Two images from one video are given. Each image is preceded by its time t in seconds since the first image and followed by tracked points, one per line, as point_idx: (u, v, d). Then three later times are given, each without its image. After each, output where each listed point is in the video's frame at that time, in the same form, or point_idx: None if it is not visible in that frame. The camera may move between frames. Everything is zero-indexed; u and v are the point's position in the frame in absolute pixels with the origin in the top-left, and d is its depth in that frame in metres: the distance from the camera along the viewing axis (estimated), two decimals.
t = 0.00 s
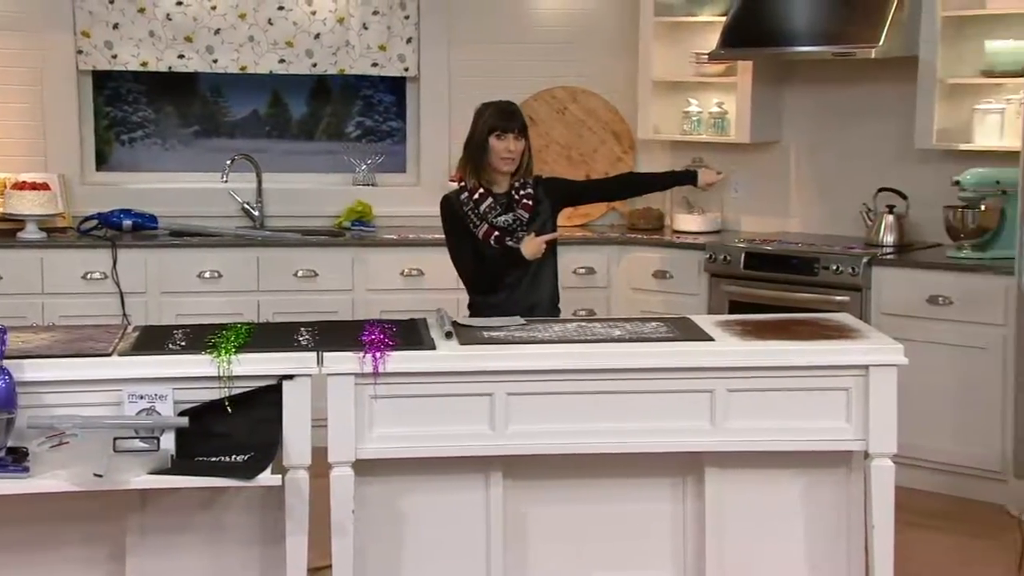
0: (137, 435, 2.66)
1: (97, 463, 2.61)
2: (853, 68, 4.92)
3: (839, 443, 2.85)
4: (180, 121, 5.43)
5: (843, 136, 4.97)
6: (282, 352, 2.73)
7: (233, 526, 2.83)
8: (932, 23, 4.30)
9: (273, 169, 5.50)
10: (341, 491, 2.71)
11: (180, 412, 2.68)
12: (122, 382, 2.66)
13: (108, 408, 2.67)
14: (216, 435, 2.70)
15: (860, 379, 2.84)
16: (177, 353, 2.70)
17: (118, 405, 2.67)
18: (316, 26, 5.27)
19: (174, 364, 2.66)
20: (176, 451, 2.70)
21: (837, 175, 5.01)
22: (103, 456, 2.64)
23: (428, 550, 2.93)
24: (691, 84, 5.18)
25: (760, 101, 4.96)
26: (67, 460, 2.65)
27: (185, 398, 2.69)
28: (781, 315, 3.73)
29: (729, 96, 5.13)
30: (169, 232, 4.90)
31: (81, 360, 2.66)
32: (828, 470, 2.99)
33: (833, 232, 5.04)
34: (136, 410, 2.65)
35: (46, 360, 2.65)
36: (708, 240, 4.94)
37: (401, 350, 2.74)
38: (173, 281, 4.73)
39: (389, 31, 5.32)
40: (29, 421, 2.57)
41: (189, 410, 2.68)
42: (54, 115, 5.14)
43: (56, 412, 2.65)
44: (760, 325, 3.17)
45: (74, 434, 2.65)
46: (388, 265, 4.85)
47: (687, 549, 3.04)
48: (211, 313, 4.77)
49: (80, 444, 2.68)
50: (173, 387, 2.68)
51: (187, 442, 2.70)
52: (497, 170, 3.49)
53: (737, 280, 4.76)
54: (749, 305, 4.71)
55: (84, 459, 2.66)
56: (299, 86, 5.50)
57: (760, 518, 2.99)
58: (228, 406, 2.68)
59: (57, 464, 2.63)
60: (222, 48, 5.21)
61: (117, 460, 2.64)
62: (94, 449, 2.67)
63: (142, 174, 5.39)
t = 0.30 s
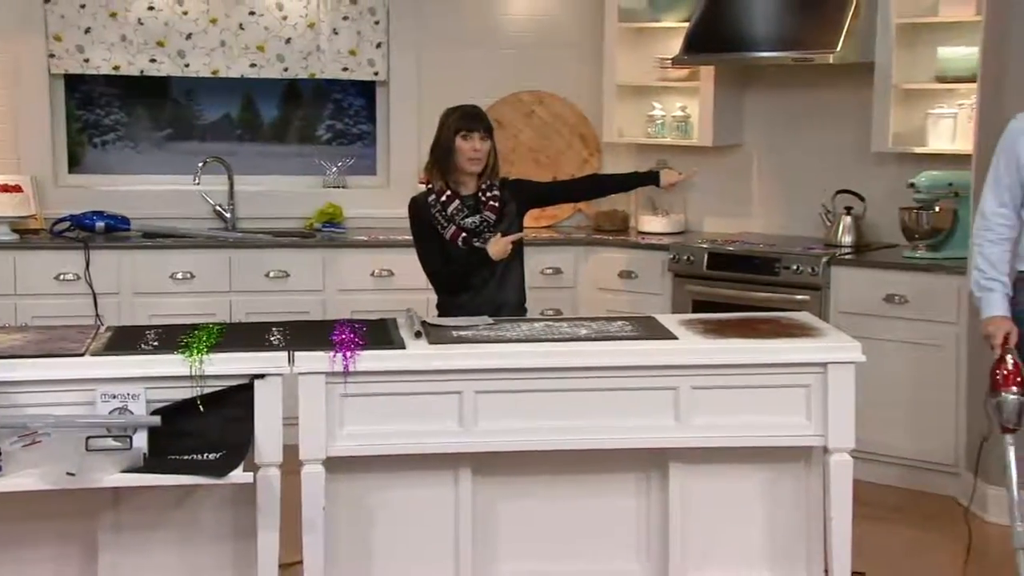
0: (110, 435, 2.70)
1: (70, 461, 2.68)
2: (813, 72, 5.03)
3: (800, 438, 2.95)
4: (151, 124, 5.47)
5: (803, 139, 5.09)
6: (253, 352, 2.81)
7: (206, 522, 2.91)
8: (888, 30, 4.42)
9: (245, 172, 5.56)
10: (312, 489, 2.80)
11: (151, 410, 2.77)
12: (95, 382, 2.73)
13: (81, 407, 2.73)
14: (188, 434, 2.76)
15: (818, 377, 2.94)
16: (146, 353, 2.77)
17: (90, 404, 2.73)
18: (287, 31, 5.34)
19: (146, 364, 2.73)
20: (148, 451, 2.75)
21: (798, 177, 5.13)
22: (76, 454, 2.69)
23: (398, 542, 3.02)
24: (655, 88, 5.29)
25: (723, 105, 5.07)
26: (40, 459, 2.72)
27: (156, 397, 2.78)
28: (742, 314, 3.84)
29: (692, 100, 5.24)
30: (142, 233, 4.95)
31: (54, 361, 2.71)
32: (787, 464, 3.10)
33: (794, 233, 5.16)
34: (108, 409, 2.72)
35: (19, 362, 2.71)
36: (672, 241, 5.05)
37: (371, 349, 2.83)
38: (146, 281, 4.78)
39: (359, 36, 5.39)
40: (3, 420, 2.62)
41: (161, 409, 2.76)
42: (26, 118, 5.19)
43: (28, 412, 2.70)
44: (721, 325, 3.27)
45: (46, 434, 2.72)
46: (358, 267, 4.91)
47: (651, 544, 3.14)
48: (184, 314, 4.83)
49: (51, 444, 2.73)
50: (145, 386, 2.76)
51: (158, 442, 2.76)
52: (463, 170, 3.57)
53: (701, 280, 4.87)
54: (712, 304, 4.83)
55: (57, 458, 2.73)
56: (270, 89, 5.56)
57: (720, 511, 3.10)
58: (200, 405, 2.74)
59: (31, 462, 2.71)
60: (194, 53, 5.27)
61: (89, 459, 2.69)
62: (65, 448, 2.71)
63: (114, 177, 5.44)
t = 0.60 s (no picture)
0: (86, 432, 2.79)
1: (47, 459, 2.79)
2: (772, 78, 5.18)
3: (758, 432, 3.10)
4: (127, 129, 5.56)
5: (763, 144, 5.24)
6: (226, 351, 2.91)
7: (182, 517, 3.02)
8: (843, 37, 4.57)
9: (219, 176, 5.65)
10: (286, 486, 2.91)
11: (128, 408, 2.86)
12: (71, 381, 2.82)
13: (57, 405, 2.82)
14: (164, 432, 2.87)
15: (778, 374, 3.09)
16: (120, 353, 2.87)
17: (66, 402, 2.83)
18: (260, 37, 5.45)
19: (122, 364, 2.84)
20: (124, 448, 2.85)
21: (758, 181, 5.27)
22: (53, 452, 2.78)
23: (369, 534, 3.14)
24: (619, 93, 5.43)
25: (685, 110, 5.21)
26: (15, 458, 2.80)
27: (132, 396, 2.88)
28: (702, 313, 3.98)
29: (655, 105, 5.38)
30: (117, 236, 5.04)
31: (32, 361, 2.81)
32: (742, 459, 3.23)
33: (755, 235, 5.31)
34: (84, 408, 2.82)
35: None
36: (636, 242, 5.19)
37: (341, 348, 2.95)
38: (122, 282, 4.88)
39: (331, 42, 5.51)
40: None
41: (136, 407, 2.86)
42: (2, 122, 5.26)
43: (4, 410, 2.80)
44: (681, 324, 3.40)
45: (22, 433, 2.78)
46: (330, 268, 5.02)
47: (615, 536, 3.28)
48: (160, 314, 4.92)
49: (26, 443, 2.80)
50: (121, 385, 2.85)
51: (133, 440, 2.86)
52: (431, 173, 3.69)
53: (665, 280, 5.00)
54: (674, 304, 4.97)
55: (32, 456, 2.80)
56: (244, 94, 5.65)
57: (679, 503, 3.24)
58: (176, 404, 2.85)
59: (6, 461, 2.80)
60: (168, 58, 5.37)
61: (66, 456, 2.78)
62: (41, 446, 2.80)
63: (90, 180, 5.52)
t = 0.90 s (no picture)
0: (64, 430, 2.87)
1: (25, 457, 2.86)
2: (734, 84, 5.33)
3: (721, 427, 3.24)
4: (104, 133, 5.65)
5: (725, 148, 5.39)
6: (201, 350, 3.03)
7: (160, 512, 3.14)
8: (800, 45, 4.74)
9: (195, 180, 5.75)
10: (261, 481, 3.04)
11: (105, 406, 2.96)
12: (50, 381, 2.93)
13: (37, 404, 2.94)
14: (141, 429, 2.96)
15: (739, 370, 3.22)
16: (97, 353, 2.98)
17: (45, 401, 2.94)
18: (235, 44, 5.55)
19: (99, 363, 2.94)
20: (102, 446, 2.94)
21: (721, 184, 5.43)
22: (32, 451, 2.86)
23: (344, 526, 3.27)
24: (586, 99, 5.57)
25: (649, 115, 5.37)
26: None
27: (110, 394, 2.97)
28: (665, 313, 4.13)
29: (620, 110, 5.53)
30: (95, 237, 5.14)
31: (11, 361, 2.92)
32: (703, 453, 3.38)
33: (718, 236, 5.47)
34: (63, 406, 2.93)
35: None
36: (602, 243, 5.34)
37: (316, 347, 3.07)
38: (100, 283, 4.97)
39: (304, 49, 5.62)
40: None
41: (114, 405, 2.96)
42: None
43: None
44: (645, 322, 3.54)
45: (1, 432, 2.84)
46: (304, 268, 5.14)
47: (583, 527, 3.42)
48: (137, 315, 5.02)
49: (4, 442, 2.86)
50: (98, 384, 2.95)
51: (110, 438, 2.95)
52: (403, 176, 3.82)
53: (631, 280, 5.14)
54: (639, 303, 5.12)
55: (10, 455, 2.86)
56: (220, 99, 5.75)
57: (642, 495, 3.38)
58: (152, 401, 2.95)
59: None
60: (145, 64, 5.46)
61: (45, 454, 2.86)
62: (18, 444, 2.86)
63: (67, 183, 5.61)
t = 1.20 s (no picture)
0: (44, 428, 3.01)
1: (6, 453, 3.00)
2: (697, 90, 5.49)
3: (685, 421, 3.40)
4: (84, 138, 5.76)
5: (688, 152, 5.55)
6: (178, 348, 3.15)
7: (141, 506, 3.27)
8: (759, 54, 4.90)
9: (174, 183, 5.86)
10: (238, 477, 3.17)
11: (85, 404, 3.07)
12: (30, 379, 3.04)
13: (17, 403, 3.05)
14: (121, 426, 3.09)
15: (703, 366, 3.39)
16: (79, 353, 3.10)
17: (24, 399, 3.05)
18: (211, 51, 5.67)
19: (78, 362, 3.06)
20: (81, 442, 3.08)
21: (685, 187, 5.59)
22: (12, 447, 3.00)
23: (320, 519, 3.41)
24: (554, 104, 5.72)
25: (615, 120, 5.53)
26: None
27: (89, 393, 3.09)
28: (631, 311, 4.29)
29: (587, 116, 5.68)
30: (75, 240, 5.25)
31: None
32: (663, 446, 3.54)
33: (682, 237, 5.63)
34: (42, 404, 3.04)
35: None
36: (570, 245, 5.49)
37: (290, 346, 3.20)
38: (80, 284, 5.08)
39: (280, 56, 5.73)
40: None
41: (93, 403, 3.07)
42: None
43: None
44: (610, 321, 3.70)
45: None
46: (280, 268, 5.26)
47: (552, 519, 3.57)
48: (116, 315, 5.13)
49: None
50: (78, 382, 3.07)
51: (90, 435, 3.09)
52: (374, 182, 3.95)
53: (597, 280, 5.30)
54: (605, 303, 5.28)
55: None
56: (197, 105, 5.86)
57: (606, 487, 3.53)
58: (131, 400, 3.07)
59: None
60: (123, 70, 5.57)
61: (24, 451, 3.01)
62: None
63: (46, 187, 5.71)
